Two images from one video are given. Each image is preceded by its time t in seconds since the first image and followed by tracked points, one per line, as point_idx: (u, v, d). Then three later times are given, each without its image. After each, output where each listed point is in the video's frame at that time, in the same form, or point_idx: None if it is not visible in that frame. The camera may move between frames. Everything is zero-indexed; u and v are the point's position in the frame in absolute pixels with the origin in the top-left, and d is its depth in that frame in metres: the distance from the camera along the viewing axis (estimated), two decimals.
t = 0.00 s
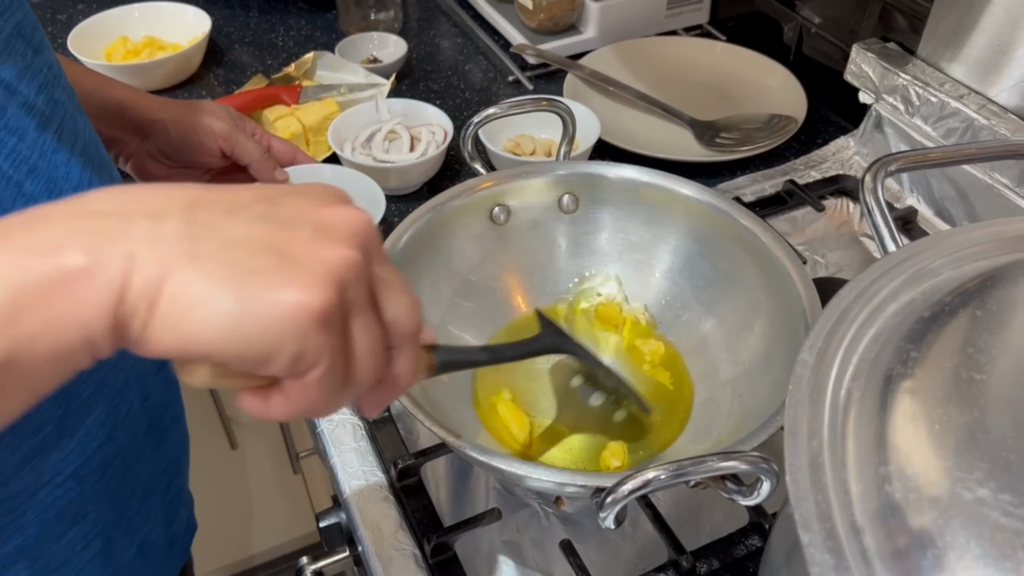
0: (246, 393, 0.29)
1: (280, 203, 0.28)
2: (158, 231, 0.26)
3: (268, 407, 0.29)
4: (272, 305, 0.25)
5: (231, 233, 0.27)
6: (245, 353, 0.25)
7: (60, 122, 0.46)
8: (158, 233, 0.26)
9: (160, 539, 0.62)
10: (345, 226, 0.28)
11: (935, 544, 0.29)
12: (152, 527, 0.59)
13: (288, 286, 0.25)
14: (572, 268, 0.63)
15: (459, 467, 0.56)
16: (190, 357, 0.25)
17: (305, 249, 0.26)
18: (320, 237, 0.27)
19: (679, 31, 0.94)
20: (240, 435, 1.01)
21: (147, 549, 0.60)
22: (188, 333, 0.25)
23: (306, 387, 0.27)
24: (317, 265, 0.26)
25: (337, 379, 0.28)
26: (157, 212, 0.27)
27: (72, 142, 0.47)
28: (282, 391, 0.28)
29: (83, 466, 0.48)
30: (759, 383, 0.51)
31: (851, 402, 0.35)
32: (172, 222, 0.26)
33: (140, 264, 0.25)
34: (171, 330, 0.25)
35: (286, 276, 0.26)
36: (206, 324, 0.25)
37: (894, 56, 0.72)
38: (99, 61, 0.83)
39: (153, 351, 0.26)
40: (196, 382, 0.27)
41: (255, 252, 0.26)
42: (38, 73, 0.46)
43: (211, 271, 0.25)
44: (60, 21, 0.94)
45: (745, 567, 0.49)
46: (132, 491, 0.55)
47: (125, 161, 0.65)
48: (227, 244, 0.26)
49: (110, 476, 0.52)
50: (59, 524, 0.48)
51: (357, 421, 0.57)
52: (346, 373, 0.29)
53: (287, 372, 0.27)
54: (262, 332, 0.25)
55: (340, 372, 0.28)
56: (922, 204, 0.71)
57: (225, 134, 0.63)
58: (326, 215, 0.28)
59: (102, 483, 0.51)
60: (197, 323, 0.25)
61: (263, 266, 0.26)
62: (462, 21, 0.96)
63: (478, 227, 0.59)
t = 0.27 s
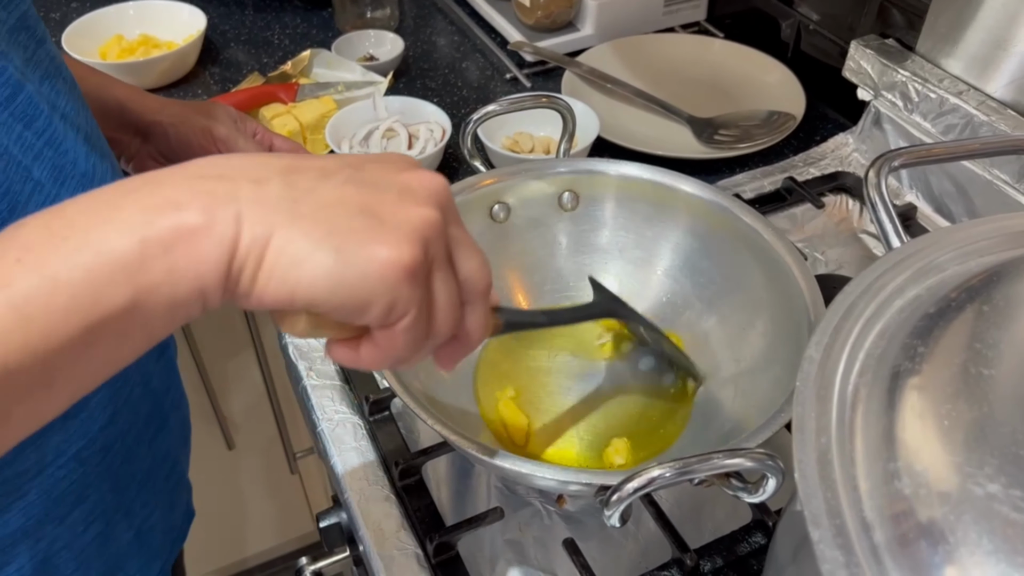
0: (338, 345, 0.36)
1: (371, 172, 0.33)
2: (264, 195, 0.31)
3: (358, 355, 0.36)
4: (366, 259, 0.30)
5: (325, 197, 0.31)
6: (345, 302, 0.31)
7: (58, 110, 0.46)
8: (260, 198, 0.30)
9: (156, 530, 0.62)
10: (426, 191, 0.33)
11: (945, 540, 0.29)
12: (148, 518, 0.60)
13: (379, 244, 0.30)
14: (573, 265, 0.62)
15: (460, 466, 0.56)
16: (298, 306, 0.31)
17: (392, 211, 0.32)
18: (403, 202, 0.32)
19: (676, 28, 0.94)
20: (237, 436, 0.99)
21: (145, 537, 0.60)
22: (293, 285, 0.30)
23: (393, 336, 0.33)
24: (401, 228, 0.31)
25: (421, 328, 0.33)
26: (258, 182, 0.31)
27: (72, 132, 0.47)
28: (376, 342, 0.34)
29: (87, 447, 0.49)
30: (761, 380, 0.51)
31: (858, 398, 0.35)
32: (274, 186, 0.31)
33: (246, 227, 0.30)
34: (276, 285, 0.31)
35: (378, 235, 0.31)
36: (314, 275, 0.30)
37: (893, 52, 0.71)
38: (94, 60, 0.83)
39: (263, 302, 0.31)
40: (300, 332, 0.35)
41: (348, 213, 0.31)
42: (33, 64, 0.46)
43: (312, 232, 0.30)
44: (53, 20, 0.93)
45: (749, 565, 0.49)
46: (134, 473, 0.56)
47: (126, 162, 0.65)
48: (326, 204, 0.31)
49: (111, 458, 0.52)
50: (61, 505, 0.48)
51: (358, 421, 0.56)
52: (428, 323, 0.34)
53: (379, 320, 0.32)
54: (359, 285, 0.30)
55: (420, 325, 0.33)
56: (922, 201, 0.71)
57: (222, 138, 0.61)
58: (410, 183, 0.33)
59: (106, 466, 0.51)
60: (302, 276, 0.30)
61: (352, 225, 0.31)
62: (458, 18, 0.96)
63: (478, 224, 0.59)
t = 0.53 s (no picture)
0: (225, 365, 0.28)
1: (272, 165, 0.28)
2: (134, 185, 0.25)
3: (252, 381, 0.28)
4: (257, 267, 0.24)
5: (216, 193, 0.26)
6: (227, 318, 0.25)
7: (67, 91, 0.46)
8: (128, 189, 0.25)
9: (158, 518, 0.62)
10: (338, 193, 0.27)
11: (947, 537, 0.29)
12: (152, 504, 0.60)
13: (278, 250, 0.25)
14: (570, 264, 0.62)
15: (457, 465, 0.56)
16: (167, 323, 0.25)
17: (295, 213, 0.26)
18: (310, 204, 0.26)
19: (671, 26, 0.94)
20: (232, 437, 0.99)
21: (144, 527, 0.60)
22: (163, 296, 0.24)
23: (289, 359, 0.27)
24: (304, 231, 0.26)
25: (323, 354, 0.27)
26: (135, 167, 0.26)
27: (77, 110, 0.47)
28: (269, 364, 0.27)
29: (98, 419, 0.49)
30: (759, 378, 0.51)
31: (858, 395, 0.35)
32: (153, 176, 0.26)
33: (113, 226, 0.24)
34: (143, 297, 0.24)
35: (273, 239, 0.25)
36: (192, 284, 0.24)
37: (888, 50, 0.71)
38: (87, 58, 0.82)
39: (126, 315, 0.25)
40: (171, 350, 0.27)
41: (241, 212, 0.25)
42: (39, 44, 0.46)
43: (189, 235, 0.24)
44: (46, 19, 0.93)
45: (747, 563, 0.49)
46: (137, 449, 0.56)
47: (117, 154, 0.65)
48: (212, 203, 0.25)
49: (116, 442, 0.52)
50: (71, 476, 0.48)
51: (355, 420, 0.56)
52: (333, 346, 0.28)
53: (269, 339, 0.26)
54: (245, 296, 0.24)
55: (322, 350, 0.27)
56: (917, 198, 0.71)
57: (210, 134, 0.62)
58: (321, 179, 0.28)
59: (112, 441, 0.51)
60: (173, 287, 0.24)
61: (249, 229, 0.25)
62: (453, 16, 0.96)
63: (475, 222, 0.59)
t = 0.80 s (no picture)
0: (234, 368, 0.29)
1: (277, 175, 0.28)
2: (138, 196, 0.25)
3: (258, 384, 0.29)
4: (267, 271, 0.25)
5: (218, 201, 0.26)
6: (237, 322, 0.25)
7: (50, 94, 0.45)
8: (130, 200, 0.25)
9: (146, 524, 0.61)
10: (338, 194, 0.28)
11: (946, 535, 0.29)
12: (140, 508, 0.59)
13: (287, 254, 0.25)
14: (565, 261, 0.62)
15: (454, 464, 0.56)
16: (173, 327, 0.25)
17: (298, 220, 0.27)
18: (314, 209, 0.27)
19: (665, 25, 0.94)
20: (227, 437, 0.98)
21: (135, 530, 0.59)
22: (174, 300, 0.25)
23: (300, 359, 0.28)
24: (307, 237, 0.26)
25: (331, 353, 0.28)
26: (132, 180, 0.26)
27: (61, 117, 0.46)
28: (277, 366, 0.28)
29: (82, 430, 0.48)
30: (755, 376, 0.51)
31: (856, 393, 0.35)
32: (156, 187, 0.26)
33: (117, 235, 0.25)
34: (156, 301, 0.25)
35: (281, 242, 0.26)
36: (199, 287, 0.25)
37: (883, 47, 0.71)
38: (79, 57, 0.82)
39: (135, 322, 0.26)
40: (182, 357, 0.28)
41: (244, 218, 0.26)
42: (33, 46, 0.45)
43: (194, 243, 0.25)
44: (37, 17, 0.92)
45: (745, 561, 0.48)
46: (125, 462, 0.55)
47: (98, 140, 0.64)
48: (216, 211, 0.26)
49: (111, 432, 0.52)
50: (56, 489, 0.48)
51: (350, 420, 0.56)
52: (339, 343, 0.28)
53: (282, 340, 0.27)
54: (252, 300, 0.25)
55: (332, 350, 0.28)
56: (913, 195, 0.71)
57: (192, 106, 0.63)
58: (321, 187, 0.28)
59: (100, 451, 0.51)
60: (185, 291, 0.25)
61: (251, 233, 0.26)
62: (447, 14, 0.96)
63: (470, 221, 0.58)
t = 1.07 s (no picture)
0: (397, 363, 0.34)
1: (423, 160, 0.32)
2: (299, 170, 0.29)
3: (420, 375, 0.34)
4: (440, 236, 0.29)
5: (375, 176, 0.30)
6: (411, 292, 0.29)
7: (27, 113, 0.44)
8: (292, 178, 0.28)
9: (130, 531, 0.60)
10: (480, 172, 0.33)
11: (945, 537, 0.29)
12: (121, 513, 0.58)
13: (456, 221, 0.29)
14: (563, 263, 0.62)
15: (451, 466, 0.55)
16: (359, 301, 0.28)
17: (454, 191, 0.31)
18: (464, 184, 0.31)
19: (661, 24, 0.94)
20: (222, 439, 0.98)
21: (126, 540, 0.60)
22: (351, 272, 0.28)
23: (463, 334, 0.31)
24: (466, 207, 0.30)
25: (494, 331, 0.31)
26: (294, 161, 0.29)
27: (36, 138, 0.45)
28: (449, 352, 0.32)
29: (61, 457, 0.49)
30: (753, 376, 0.51)
31: (854, 395, 0.35)
32: (314, 165, 0.30)
33: (284, 212, 0.28)
34: (331, 272, 0.28)
35: (451, 210, 0.30)
36: (371, 255, 0.28)
37: (878, 48, 0.72)
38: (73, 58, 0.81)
39: (303, 300, 0.29)
40: (350, 346, 0.32)
41: (405, 191, 0.30)
42: (14, 60, 0.44)
43: (359, 216, 0.28)
44: (31, 18, 0.92)
45: (743, 562, 0.49)
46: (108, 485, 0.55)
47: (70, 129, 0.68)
48: (374, 182, 0.30)
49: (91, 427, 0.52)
50: (31, 513, 0.48)
51: (348, 422, 0.56)
52: (501, 324, 0.32)
53: (452, 313, 0.30)
54: (428, 265, 0.28)
55: (493, 329, 0.31)
56: (908, 195, 0.71)
57: (155, 84, 0.67)
58: (464, 168, 0.33)
59: (81, 475, 0.52)
60: (363, 259, 0.28)
61: (411, 203, 0.29)
62: (442, 14, 0.95)
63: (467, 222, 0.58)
